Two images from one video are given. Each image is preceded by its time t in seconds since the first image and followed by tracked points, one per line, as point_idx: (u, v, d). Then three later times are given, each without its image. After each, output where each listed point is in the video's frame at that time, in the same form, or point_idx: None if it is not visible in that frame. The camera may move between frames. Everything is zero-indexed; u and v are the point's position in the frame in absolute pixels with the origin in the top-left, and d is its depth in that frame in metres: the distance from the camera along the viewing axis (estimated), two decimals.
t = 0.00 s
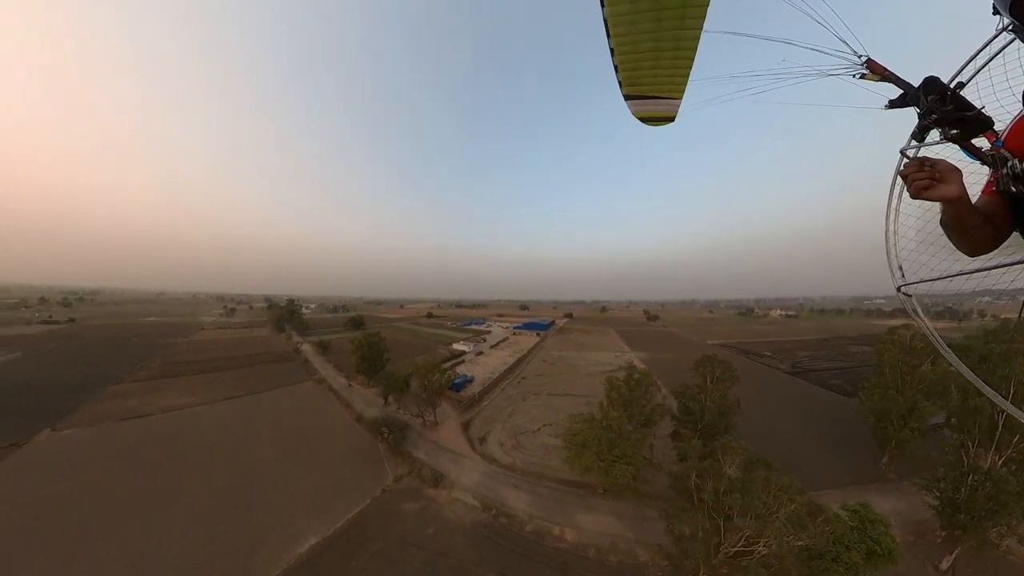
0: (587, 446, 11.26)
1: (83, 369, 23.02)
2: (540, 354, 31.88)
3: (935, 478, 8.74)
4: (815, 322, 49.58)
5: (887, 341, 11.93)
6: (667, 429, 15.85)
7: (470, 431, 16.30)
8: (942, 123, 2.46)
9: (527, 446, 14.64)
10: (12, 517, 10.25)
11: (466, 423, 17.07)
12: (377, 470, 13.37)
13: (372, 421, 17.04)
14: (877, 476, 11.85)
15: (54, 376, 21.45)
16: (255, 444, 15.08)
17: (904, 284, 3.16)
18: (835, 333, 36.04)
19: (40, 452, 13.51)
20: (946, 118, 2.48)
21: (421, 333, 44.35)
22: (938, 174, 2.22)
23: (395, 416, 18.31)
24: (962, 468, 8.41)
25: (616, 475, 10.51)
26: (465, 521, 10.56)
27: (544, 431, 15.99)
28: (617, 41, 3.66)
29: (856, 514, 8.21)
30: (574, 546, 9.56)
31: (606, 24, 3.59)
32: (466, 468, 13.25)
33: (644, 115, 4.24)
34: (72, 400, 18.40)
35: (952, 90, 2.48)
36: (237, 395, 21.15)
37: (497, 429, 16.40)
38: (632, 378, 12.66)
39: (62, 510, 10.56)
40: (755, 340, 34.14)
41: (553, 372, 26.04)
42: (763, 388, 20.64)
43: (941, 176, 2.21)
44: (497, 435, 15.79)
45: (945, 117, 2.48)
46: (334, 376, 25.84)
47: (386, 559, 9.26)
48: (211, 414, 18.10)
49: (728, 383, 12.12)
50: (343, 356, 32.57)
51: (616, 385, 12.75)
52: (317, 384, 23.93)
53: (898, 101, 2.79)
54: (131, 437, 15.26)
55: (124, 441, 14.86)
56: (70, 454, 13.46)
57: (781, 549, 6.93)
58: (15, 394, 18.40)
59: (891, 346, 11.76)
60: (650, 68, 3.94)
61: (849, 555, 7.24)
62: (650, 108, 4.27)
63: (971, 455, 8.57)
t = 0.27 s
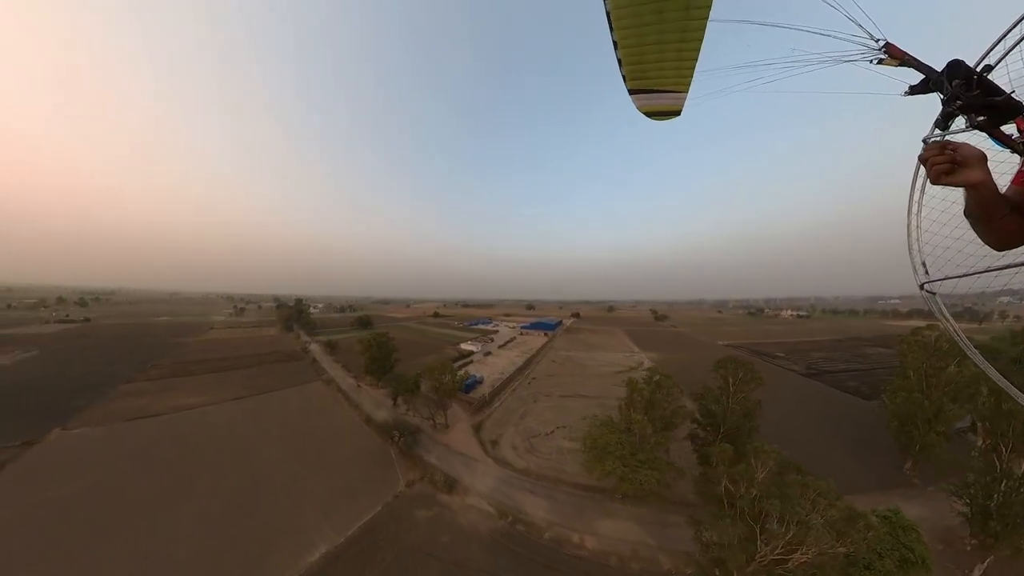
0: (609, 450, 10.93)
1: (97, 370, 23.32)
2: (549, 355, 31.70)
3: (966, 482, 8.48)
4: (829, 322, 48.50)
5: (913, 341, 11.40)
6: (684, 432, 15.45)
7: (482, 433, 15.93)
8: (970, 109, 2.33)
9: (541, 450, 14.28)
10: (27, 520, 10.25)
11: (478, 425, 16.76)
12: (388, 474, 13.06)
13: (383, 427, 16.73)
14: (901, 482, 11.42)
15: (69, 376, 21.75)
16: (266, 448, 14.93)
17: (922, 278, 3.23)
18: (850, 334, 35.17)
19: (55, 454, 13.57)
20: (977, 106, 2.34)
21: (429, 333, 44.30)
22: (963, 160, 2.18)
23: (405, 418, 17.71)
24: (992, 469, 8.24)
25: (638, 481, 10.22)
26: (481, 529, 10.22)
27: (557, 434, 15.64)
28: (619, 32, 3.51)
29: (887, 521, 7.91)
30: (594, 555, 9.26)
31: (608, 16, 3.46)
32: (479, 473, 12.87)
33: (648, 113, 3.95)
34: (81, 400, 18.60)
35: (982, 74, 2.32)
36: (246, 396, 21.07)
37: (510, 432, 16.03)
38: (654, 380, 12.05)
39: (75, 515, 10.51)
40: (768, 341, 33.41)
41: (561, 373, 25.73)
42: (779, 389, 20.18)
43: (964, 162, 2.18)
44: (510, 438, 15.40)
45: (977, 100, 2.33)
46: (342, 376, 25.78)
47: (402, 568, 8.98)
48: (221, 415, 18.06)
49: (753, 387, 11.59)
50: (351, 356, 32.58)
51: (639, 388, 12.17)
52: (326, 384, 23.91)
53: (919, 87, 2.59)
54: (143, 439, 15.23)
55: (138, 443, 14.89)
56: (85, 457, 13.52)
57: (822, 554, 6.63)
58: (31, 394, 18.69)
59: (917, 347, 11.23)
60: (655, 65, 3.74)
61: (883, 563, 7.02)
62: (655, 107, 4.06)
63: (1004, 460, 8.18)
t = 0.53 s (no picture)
0: (632, 455, 10.60)
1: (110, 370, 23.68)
2: (558, 355, 31.45)
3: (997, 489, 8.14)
4: (842, 322, 47.52)
5: (939, 342, 11.03)
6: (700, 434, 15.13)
7: (494, 437, 15.74)
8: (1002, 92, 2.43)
9: (556, 453, 14.04)
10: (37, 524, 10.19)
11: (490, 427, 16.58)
12: (400, 480, 12.83)
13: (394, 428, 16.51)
14: (926, 487, 11.03)
15: (83, 377, 22.07)
16: (275, 451, 14.79)
17: (959, 279, 3.12)
18: (865, 334, 34.42)
19: (65, 455, 13.60)
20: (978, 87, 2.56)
21: (435, 333, 44.25)
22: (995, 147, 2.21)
23: (417, 422, 17.52)
24: None
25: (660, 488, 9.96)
26: (498, 538, 10.01)
27: (571, 437, 15.40)
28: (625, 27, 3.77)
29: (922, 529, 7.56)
30: (616, 564, 9.02)
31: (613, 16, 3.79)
32: (493, 478, 12.67)
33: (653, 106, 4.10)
34: (93, 400, 18.87)
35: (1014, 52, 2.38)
36: (256, 397, 21.05)
37: (523, 434, 15.83)
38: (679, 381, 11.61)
39: (86, 521, 10.38)
40: (780, 341, 32.80)
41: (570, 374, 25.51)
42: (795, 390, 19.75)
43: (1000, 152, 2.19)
44: (523, 441, 15.19)
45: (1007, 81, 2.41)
46: (351, 377, 25.79)
47: None
48: (229, 415, 18.05)
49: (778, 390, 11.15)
50: (359, 356, 32.63)
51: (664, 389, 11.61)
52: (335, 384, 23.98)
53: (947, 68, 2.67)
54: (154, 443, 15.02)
55: (147, 445, 14.84)
56: (94, 460, 13.43)
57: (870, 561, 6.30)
58: (45, 394, 19.05)
59: (943, 347, 10.84)
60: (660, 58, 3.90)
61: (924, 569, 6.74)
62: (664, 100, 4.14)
63: None
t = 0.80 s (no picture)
0: (656, 460, 10.32)
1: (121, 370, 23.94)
2: (567, 355, 31.32)
3: None
4: (855, 322, 46.62)
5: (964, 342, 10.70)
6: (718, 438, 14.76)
7: (507, 440, 15.43)
8: None
9: (570, 457, 13.82)
10: (46, 527, 10.07)
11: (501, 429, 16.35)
12: (411, 485, 12.53)
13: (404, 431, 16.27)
14: (952, 492, 10.68)
15: (96, 376, 22.33)
16: (284, 453, 14.56)
17: (986, 275, 3.00)
18: (881, 335, 33.69)
19: (71, 457, 13.62)
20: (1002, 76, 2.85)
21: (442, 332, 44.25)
22: None
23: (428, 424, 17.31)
24: None
25: (682, 495, 9.76)
26: (515, 547, 9.65)
27: (585, 440, 15.20)
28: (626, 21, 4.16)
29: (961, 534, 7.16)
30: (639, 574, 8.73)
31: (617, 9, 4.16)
32: (508, 484, 12.31)
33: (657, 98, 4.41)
34: (103, 400, 19.08)
35: None
36: (264, 398, 20.94)
37: (536, 437, 15.60)
38: (703, 379, 11.42)
39: (92, 529, 10.15)
40: (792, 342, 32.24)
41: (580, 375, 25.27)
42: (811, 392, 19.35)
43: None
44: (537, 444, 14.96)
45: None
46: (359, 378, 25.75)
47: None
48: (236, 415, 18.03)
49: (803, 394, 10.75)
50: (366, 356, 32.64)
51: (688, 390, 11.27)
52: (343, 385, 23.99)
53: (973, 52, 2.91)
54: (161, 443, 14.99)
55: (154, 446, 14.72)
56: (102, 463, 13.37)
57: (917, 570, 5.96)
58: (58, 393, 19.34)
59: (971, 347, 10.49)
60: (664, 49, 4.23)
61: None
62: (669, 93, 4.43)
63: None
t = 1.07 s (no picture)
0: (682, 466, 10.05)
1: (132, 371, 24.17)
2: (576, 356, 31.00)
3: None
4: (868, 322, 45.74)
5: (994, 344, 10.24)
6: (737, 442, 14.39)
7: (519, 443, 15.04)
8: None
9: (586, 461, 13.55)
10: (58, 528, 9.98)
11: (514, 431, 16.10)
12: (424, 490, 12.29)
13: (416, 434, 16.05)
14: (986, 500, 10.25)
15: (106, 377, 22.44)
16: (291, 457, 14.31)
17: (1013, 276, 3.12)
18: (896, 336, 33.04)
19: (74, 458, 13.63)
20: None
21: (448, 332, 44.15)
22: None
23: (439, 426, 17.08)
24: None
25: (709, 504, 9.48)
26: (535, 557, 9.30)
27: (600, 443, 14.93)
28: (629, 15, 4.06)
29: None
30: None
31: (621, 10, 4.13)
32: (523, 490, 11.94)
33: (665, 96, 4.60)
34: (114, 400, 19.25)
35: None
36: (273, 399, 20.85)
37: (550, 440, 15.31)
38: (727, 379, 11.24)
39: (102, 533, 9.98)
40: (805, 343, 31.65)
41: (590, 376, 25.00)
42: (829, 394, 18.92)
43: None
44: (551, 448, 14.65)
45: None
46: (367, 378, 25.70)
47: None
48: (240, 417, 17.98)
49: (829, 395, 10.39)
50: (374, 356, 32.63)
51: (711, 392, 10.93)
52: (351, 385, 23.97)
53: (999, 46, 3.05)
54: (164, 445, 15.02)
55: (160, 450, 14.54)
56: (110, 465, 13.32)
57: None
58: (71, 393, 19.59)
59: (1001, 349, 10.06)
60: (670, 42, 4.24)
61: None
62: (674, 87, 4.59)
63: None
